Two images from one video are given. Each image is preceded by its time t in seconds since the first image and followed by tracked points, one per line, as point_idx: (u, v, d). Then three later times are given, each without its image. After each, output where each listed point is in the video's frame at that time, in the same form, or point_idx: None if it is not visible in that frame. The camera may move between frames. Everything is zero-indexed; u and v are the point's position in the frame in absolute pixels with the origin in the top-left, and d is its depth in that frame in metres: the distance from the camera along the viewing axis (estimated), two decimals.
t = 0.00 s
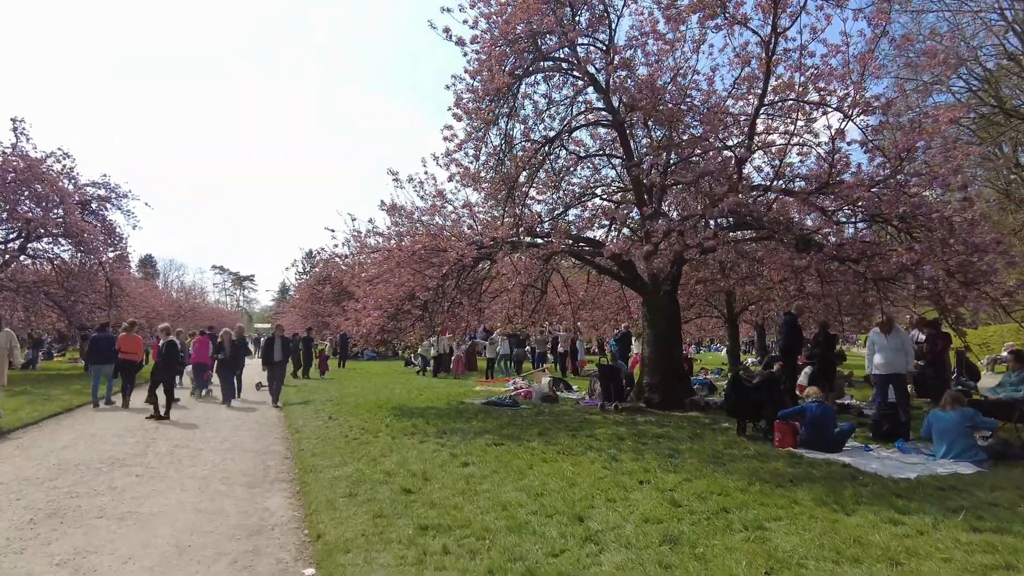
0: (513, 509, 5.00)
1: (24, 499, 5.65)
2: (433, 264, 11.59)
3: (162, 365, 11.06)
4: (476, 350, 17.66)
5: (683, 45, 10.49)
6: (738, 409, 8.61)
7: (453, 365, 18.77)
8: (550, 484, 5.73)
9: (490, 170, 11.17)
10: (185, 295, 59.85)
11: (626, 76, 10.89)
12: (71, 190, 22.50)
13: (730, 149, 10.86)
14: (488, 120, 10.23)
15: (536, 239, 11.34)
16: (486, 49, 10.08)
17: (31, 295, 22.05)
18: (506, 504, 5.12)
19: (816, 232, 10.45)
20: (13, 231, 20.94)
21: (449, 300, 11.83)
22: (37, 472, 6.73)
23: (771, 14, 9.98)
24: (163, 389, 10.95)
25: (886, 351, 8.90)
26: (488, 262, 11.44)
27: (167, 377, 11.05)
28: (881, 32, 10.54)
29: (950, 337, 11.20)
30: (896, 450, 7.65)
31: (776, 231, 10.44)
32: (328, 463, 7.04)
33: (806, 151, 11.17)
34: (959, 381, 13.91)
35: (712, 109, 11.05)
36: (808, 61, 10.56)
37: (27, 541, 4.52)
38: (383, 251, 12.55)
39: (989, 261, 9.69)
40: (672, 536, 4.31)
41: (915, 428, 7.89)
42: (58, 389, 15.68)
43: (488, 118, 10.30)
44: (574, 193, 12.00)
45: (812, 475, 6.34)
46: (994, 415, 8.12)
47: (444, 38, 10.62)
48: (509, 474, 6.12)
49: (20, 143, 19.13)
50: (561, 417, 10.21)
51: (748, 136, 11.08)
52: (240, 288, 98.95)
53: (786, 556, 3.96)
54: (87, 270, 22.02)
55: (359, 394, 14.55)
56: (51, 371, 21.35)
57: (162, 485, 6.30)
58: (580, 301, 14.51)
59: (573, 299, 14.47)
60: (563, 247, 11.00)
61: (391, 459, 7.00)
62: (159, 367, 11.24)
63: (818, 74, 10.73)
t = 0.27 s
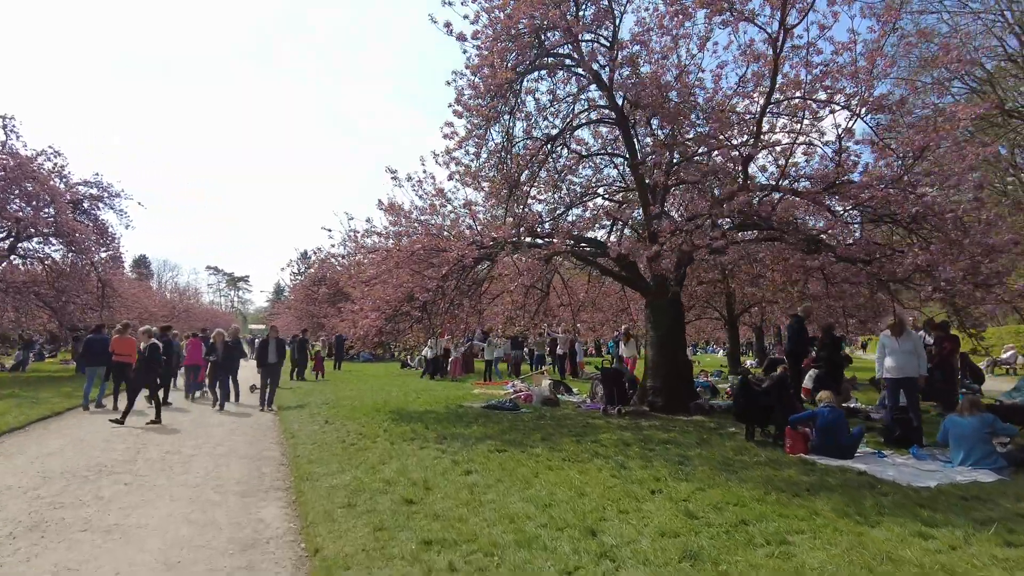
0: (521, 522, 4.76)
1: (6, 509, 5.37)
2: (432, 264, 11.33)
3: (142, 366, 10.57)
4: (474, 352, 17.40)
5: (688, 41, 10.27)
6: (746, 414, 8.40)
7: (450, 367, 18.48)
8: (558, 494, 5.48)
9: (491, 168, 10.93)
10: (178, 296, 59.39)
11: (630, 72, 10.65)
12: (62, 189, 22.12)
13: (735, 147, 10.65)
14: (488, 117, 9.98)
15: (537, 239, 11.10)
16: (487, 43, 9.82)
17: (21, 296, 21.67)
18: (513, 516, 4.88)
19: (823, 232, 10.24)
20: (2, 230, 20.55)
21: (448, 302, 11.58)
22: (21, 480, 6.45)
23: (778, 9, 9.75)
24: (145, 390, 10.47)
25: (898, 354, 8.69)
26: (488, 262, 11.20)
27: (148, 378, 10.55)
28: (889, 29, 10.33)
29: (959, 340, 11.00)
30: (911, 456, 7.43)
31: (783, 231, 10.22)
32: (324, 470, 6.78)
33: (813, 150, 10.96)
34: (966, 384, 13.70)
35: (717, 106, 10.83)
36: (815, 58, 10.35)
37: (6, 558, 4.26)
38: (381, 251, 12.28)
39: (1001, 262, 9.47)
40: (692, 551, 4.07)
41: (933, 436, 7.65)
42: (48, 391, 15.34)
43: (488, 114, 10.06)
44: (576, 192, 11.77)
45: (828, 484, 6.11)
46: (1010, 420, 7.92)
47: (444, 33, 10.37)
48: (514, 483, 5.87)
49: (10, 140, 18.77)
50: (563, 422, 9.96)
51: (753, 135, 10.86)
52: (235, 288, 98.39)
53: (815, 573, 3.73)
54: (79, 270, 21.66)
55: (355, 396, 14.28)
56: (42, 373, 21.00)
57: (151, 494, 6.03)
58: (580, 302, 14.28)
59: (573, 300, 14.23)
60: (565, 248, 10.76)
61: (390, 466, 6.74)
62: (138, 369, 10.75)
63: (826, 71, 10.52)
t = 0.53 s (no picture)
0: (526, 527, 4.51)
1: None
2: (429, 261, 11.06)
3: (114, 362, 9.98)
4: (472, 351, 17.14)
5: (692, 32, 10.01)
6: (753, 413, 8.20)
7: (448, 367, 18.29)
8: (565, 498, 5.23)
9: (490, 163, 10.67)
10: (173, 295, 58.97)
11: (633, 64, 10.39)
12: (53, 185, 21.73)
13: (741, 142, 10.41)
14: (488, 109, 9.70)
15: (537, 235, 10.84)
16: (487, 33, 9.55)
17: (10, 294, 21.27)
18: (518, 521, 4.63)
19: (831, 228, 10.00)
20: None
21: (446, 299, 11.32)
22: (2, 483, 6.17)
23: None
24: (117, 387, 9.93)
25: (909, 353, 8.47)
26: (487, 259, 10.94)
27: (123, 375, 9.93)
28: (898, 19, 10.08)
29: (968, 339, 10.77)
30: (925, 457, 7.21)
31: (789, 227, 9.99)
32: (319, 473, 6.51)
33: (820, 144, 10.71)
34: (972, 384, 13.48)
35: (722, 99, 10.58)
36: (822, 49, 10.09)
37: None
38: (377, 247, 12.00)
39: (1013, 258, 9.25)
40: (711, 559, 3.83)
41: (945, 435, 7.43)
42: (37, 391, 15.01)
43: (488, 106, 9.78)
44: (577, 187, 11.51)
45: (843, 486, 5.88)
46: None
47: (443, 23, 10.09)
48: (518, 486, 5.62)
49: None
50: (565, 422, 9.71)
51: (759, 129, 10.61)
52: (230, 288, 97.90)
53: None
54: (70, 268, 21.26)
55: (351, 396, 14.00)
56: (32, 372, 20.62)
57: (137, 498, 5.76)
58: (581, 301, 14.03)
59: (573, 298, 13.98)
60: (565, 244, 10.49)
61: (388, 468, 6.48)
62: (115, 367, 10.01)
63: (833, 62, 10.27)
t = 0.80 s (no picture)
0: (534, 541, 4.24)
1: None
2: (428, 260, 10.77)
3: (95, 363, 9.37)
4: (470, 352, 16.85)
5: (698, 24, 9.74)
6: (764, 416, 7.93)
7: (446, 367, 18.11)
8: (573, 508, 4.96)
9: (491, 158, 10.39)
10: (169, 295, 58.58)
11: (638, 57, 10.11)
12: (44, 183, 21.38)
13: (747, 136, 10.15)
14: (488, 102, 9.41)
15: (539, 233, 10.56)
16: (488, 24, 9.26)
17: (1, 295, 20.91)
18: (525, 534, 4.35)
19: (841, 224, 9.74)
20: None
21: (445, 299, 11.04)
22: None
23: None
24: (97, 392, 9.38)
25: (924, 354, 8.21)
26: (487, 258, 10.65)
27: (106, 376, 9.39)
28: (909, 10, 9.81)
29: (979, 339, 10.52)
30: (943, 462, 6.95)
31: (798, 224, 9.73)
32: (313, 480, 6.22)
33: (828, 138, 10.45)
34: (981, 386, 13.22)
35: (729, 93, 10.30)
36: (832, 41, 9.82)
37: None
38: (375, 246, 11.71)
39: None
40: None
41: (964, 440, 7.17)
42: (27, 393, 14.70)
43: (488, 100, 9.49)
44: (579, 184, 11.23)
45: (863, 493, 5.62)
46: None
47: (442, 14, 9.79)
48: (522, 495, 5.34)
49: None
50: (568, 425, 9.43)
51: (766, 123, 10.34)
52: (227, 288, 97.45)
53: None
54: (62, 267, 20.90)
55: (347, 398, 13.71)
56: (23, 373, 20.30)
57: (122, 508, 5.47)
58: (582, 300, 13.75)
59: (574, 297, 13.70)
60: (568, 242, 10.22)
61: (386, 475, 6.20)
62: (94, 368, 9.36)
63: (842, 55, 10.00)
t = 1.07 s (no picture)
0: (552, 550, 3.97)
1: None
2: (431, 255, 10.50)
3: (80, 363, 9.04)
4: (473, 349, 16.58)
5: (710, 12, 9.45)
6: (781, 415, 7.66)
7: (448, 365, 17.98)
8: (590, 513, 4.69)
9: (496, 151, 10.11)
10: (168, 294, 58.31)
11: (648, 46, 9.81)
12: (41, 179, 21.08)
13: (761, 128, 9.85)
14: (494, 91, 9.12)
15: (546, 227, 10.27)
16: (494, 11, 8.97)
17: None
18: (542, 542, 4.08)
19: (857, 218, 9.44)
20: None
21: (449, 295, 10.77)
22: None
23: None
24: (80, 392, 8.96)
25: (946, 351, 7.92)
26: (493, 253, 10.38)
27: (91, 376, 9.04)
28: None
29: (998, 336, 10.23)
30: (970, 464, 6.67)
31: (814, 218, 9.44)
32: (315, 483, 5.94)
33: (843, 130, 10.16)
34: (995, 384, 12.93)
35: (741, 83, 10.01)
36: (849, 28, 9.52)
37: None
38: (377, 241, 11.44)
39: None
40: None
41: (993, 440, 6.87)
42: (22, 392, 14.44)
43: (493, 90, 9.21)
44: (587, 177, 10.94)
45: (892, 497, 5.34)
46: None
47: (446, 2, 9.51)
48: (536, 500, 5.07)
49: None
50: (576, 424, 9.17)
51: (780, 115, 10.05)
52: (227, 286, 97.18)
53: None
54: (59, 265, 20.61)
55: (349, 397, 13.44)
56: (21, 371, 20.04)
57: (114, 513, 5.20)
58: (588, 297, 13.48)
59: (580, 294, 13.43)
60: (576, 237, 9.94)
61: (391, 478, 5.92)
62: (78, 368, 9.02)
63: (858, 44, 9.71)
